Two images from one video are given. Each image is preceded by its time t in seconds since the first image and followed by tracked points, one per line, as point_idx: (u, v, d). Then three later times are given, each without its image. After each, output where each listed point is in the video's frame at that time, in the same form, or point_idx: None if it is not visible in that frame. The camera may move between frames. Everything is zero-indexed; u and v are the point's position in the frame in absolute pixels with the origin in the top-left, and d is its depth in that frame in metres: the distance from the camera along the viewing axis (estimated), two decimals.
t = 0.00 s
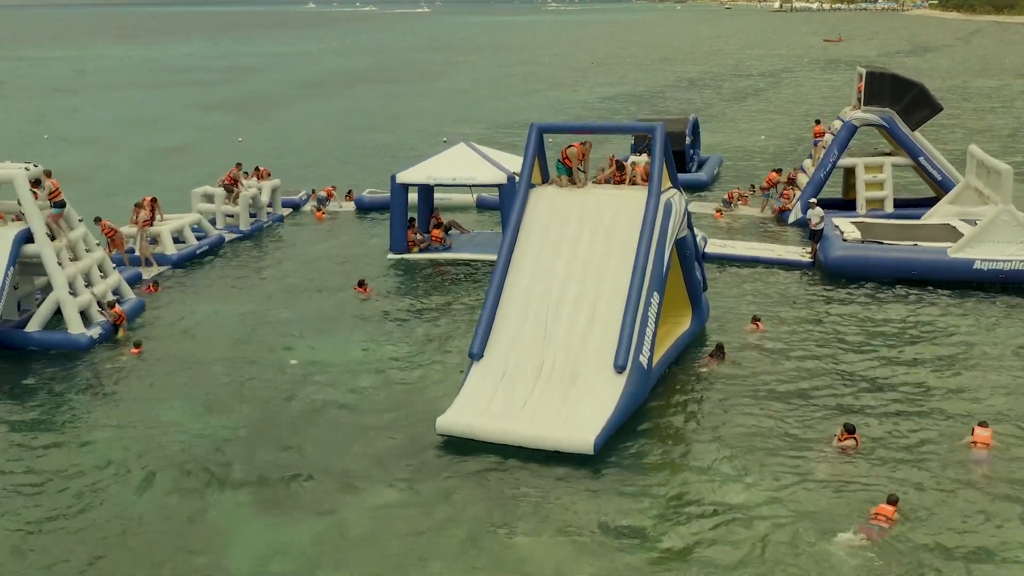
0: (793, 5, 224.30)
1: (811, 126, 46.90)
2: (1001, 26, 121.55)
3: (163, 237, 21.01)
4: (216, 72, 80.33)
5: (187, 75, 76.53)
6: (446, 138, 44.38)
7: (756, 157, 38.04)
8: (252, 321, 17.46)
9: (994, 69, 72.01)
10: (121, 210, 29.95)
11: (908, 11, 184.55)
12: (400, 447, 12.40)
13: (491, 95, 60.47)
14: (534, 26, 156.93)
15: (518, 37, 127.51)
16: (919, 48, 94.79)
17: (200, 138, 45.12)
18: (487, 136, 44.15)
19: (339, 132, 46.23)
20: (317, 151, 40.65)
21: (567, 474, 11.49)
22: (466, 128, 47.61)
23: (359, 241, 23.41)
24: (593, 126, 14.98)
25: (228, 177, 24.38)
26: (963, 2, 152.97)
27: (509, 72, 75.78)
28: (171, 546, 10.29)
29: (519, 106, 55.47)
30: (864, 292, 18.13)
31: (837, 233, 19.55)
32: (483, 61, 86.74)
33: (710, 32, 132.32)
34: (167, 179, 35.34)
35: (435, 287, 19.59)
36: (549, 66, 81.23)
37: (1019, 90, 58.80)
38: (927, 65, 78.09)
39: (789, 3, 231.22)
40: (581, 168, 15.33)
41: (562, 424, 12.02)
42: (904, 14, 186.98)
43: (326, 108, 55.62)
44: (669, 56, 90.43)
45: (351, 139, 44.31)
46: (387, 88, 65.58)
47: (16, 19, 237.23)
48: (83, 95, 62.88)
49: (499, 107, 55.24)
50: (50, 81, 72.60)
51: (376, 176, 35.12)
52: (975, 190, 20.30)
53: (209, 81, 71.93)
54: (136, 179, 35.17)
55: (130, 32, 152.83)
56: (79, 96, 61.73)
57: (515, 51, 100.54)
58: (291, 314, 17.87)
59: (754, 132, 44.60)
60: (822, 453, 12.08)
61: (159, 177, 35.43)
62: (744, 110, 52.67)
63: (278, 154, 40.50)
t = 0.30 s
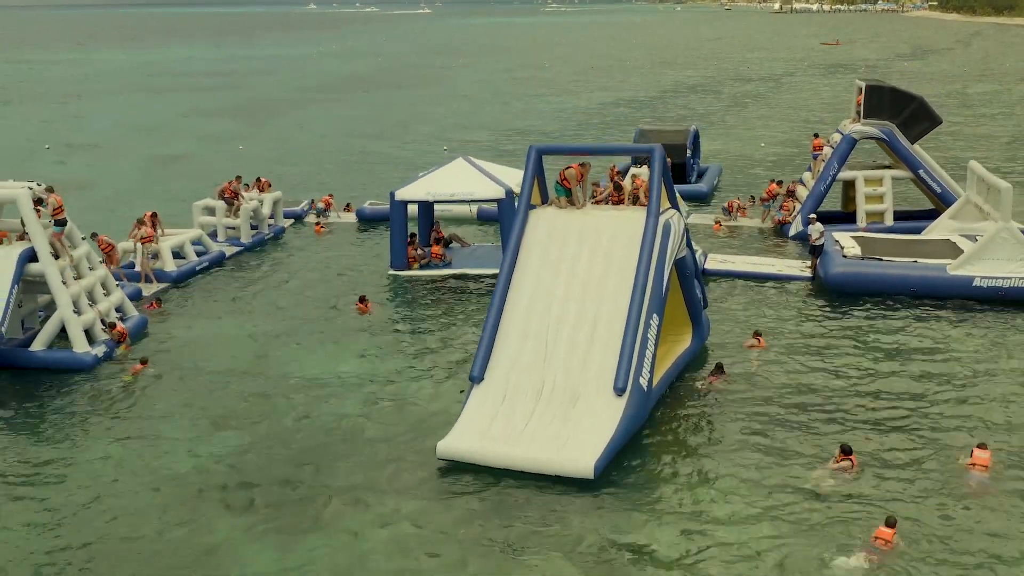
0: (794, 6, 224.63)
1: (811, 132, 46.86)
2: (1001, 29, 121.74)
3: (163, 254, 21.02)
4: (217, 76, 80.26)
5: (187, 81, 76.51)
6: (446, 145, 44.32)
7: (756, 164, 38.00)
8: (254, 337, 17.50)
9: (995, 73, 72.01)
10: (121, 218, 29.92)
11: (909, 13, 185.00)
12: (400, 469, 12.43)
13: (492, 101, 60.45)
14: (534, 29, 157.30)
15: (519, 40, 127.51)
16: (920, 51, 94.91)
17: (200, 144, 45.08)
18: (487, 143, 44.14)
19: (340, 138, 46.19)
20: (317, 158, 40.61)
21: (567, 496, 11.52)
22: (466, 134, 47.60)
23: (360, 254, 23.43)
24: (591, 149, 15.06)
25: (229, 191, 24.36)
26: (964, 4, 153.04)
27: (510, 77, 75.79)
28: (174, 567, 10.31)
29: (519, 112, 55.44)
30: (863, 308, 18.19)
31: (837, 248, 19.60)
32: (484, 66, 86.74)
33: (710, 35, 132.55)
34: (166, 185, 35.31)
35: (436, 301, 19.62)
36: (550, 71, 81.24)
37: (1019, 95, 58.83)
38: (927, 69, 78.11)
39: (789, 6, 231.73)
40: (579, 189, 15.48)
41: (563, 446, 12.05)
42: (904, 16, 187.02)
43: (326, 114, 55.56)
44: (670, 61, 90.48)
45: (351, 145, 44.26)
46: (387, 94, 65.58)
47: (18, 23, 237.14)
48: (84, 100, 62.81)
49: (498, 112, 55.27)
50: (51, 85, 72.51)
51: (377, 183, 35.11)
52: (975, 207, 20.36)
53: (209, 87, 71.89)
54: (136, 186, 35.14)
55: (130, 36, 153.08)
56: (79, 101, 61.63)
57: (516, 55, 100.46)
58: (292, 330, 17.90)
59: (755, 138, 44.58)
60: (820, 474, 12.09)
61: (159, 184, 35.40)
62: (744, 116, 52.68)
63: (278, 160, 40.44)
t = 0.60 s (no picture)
0: (794, 8, 224.81)
1: (812, 134, 46.87)
2: (1000, 30, 121.87)
3: (163, 261, 21.04)
4: (218, 78, 80.16)
5: (186, 82, 76.42)
6: (446, 148, 44.33)
7: (756, 166, 37.99)
8: (256, 345, 17.55)
9: (994, 75, 72.02)
10: (120, 221, 29.91)
11: (908, 14, 185.20)
12: (400, 479, 12.48)
13: (492, 103, 60.42)
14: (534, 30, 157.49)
15: (519, 41, 127.48)
16: (919, 52, 94.99)
17: (200, 146, 45.03)
18: (487, 146, 44.12)
19: (340, 141, 46.14)
20: (317, 161, 40.60)
21: (566, 507, 11.57)
22: (466, 136, 47.62)
23: (360, 260, 23.47)
24: (591, 157, 15.10)
25: (229, 197, 24.38)
26: (964, 5, 153.17)
27: (510, 79, 75.74)
28: None
29: (520, 114, 55.39)
30: (863, 314, 18.23)
31: (837, 254, 19.64)
32: (484, 68, 86.65)
33: (710, 37, 132.57)
34: (166, 189, 35.30)
35: (437, 308, 19.67)
36: (551, 73, 81.25)
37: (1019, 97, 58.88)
38: (927, 70, 78.16)
39: (789, 7, 231.77)
40: (580, 197, 15.54)
41: (561, 457, 12.06)
42: (904, 18, 187.09)
43: (326, 116, 55.55)
44: (669, 62, 90.45)
45: (351, 147, 44.27)
46: (387, 96, 65.55)
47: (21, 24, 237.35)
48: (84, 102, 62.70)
49: (498, 115, 55.26)
50: (51, 87, 72.39)
51: (377, 186, 35.10)
52: (975, 212, 20.40)
53: (208, 88, 71.84)
54: (135, 189, 35.13)
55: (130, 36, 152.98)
56: (78, 104, 61.58)
57: (517, 57, 100.37)
58: (293, 338, 17.93)
59: (755, 140, 44.57)
60: (819, 481, 12.17)
61: (159, 188, 35.38)
62: (744, 118, 52.70)
63: (278, 163, 40.44)
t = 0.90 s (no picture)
0: (795, 9, 225.23)
1: (811, 135, 46.85)
2: (1000, 32, 122.04)
3: (163, 262, 21.04)
4: (217, 79, 80.08)
5: (186, 83, 76.29)
6: (446, 148, 44.27)
7: (756, 168, 37.97)
8: (256, 347, 17.55)
9: (995, 76, 72.06)
10: (120, 222, 29.85)
11: (909, 15, 185.37)
12: (399, 481, 12.48)
13: (491, 104, 60.40)
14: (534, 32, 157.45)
15: (518, 42, 127.43)
16: (920, 53, 95.06)
17: (199, 146, 45.01)
18: (487, 147, 44.11)
19: (340, 141, 46.13)
20: (317, 162, 40.59)
21: (565, 509, 11.59)
22: (467, 137, 47.57)
23: (360, 262, 23.49)
24: (591, 160, 15.12)
25: (229, 199, 24.38)
26: (964, 6, 153.38)
27: (510, 80, 75.69)
28: None
29: (520, 115, 55.37)
30: (863, 317, 18.23)
31: (837, 257, 19.66)
32: (484, 69, 86.53)
33: (710, 38, 132.51)
34: (166, 189, 35.22)
35: (437, 310, 19.66)
36: (550, 74, 81.14)
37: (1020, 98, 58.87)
38: (928, 71, 78.16)
39: (789, 7, 232.07)
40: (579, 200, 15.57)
41: (558, 459, 12.06)
42: (905, 19, 187.25)
43: (326, 117, 55.49)
44: (669, 64, 90.42)
45: (350, 148, 44.23)
46: (386, 97, 65.46)
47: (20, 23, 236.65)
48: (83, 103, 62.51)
49: (498, 115, 55.25)
50: (51, 88, 72.31)
51: (377, 187, 35.09)
52: (975, 215, 20.39)
53: (208, 90, 71.74)
54: (134, 189, 35.05)
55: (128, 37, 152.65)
56: (77, 104, 61.50)
57: (517, 58, 100.31)
58: (293, 340, 17.93)
59: (755, 141, 44.54)
60: (820, 484, 12.17)
61: (159, 188, 35.36)
62: (744, 119, 52.67)
63: (277, 164, 40.37)
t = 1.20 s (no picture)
0: (795, 9, 225.18)
1: (811, 136, 46.83)
2: (999, 32, 122.08)
3: (163, 261, 20.99)
4: (217, 79, 80.13)
5: (185, 83, 76.25)
6: (445, 148, 44.24)
7: (755, 168, 37.94)
8: (253, 348, 17.53)
9: (994, 77, 72.07)
10: (118, 222, 29.83)
11: (908, 16, 185.36)
12: (396, 482, 12.46)
13: (490, 105, 60.43)
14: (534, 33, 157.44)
15: (517, 43, 127.39)
16: (921, 54, 95.07)
17: (198, 147, 45.00)
18: (486, 147, 44.11)
19: (338, 142, 46.12)
20: (316, 162, 40.58)
21: (562, 511, 11.56)
22: (466, 138, 47.54)
23: (358, 263, 23.49)
24: (588, 161, 15.09)
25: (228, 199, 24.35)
26: (964, 7, 153.50)
27: (509, 81, 75.68)
28: None
29: (519, 116, 55.35)
30: (861, 320, 18.21)
31: (835, 259, 19.67)
32: (484, 70, 86.58)
33: (710, 39, 132.45)
34: (164, 189, 35.17)
35: (435, 311, 19.65)
36: (550, 75, 81.11)
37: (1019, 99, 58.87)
38: (927, 72, 78.13)
39: (789, 8, 232.11)
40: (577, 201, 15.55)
41: (552, 461, 12.04)
42: (905, 20, 187.22)
43: (325, 117, 55.42)
44: (668, 64, 90.43)
45: (349, 149, 44.22)
46: (386, 98, 65.41)
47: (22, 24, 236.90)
48: (82, 103, 62.45)
49: (497, 116, 55.23)
50: (50, 88, 72.29)
51: (375, 188, 35.08)
52: (972, 216, 20.37)
53: (208, 90, 71.71)
54: (132, 190, 35.01)
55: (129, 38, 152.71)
56: (76, 105, 61.47)
57: (516, 58, 100.35)
58: (291, 341, 17.92)
59: (754, 142, 44.56)
60: (817, 486, 12.13)
61: (157, 189, 35.34)
62: (744, 119, 52.65)
63: (276, 164, 40.35)
